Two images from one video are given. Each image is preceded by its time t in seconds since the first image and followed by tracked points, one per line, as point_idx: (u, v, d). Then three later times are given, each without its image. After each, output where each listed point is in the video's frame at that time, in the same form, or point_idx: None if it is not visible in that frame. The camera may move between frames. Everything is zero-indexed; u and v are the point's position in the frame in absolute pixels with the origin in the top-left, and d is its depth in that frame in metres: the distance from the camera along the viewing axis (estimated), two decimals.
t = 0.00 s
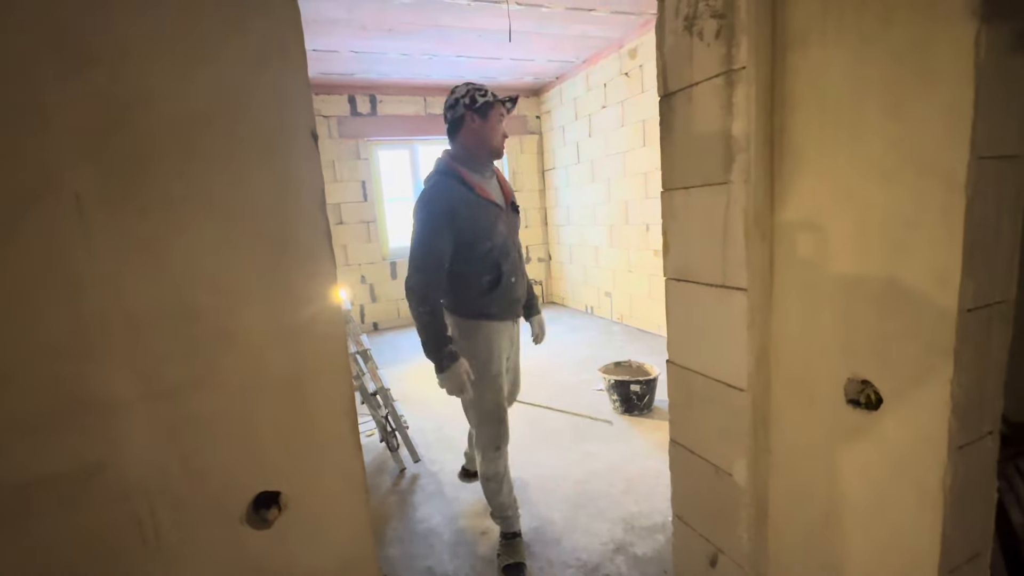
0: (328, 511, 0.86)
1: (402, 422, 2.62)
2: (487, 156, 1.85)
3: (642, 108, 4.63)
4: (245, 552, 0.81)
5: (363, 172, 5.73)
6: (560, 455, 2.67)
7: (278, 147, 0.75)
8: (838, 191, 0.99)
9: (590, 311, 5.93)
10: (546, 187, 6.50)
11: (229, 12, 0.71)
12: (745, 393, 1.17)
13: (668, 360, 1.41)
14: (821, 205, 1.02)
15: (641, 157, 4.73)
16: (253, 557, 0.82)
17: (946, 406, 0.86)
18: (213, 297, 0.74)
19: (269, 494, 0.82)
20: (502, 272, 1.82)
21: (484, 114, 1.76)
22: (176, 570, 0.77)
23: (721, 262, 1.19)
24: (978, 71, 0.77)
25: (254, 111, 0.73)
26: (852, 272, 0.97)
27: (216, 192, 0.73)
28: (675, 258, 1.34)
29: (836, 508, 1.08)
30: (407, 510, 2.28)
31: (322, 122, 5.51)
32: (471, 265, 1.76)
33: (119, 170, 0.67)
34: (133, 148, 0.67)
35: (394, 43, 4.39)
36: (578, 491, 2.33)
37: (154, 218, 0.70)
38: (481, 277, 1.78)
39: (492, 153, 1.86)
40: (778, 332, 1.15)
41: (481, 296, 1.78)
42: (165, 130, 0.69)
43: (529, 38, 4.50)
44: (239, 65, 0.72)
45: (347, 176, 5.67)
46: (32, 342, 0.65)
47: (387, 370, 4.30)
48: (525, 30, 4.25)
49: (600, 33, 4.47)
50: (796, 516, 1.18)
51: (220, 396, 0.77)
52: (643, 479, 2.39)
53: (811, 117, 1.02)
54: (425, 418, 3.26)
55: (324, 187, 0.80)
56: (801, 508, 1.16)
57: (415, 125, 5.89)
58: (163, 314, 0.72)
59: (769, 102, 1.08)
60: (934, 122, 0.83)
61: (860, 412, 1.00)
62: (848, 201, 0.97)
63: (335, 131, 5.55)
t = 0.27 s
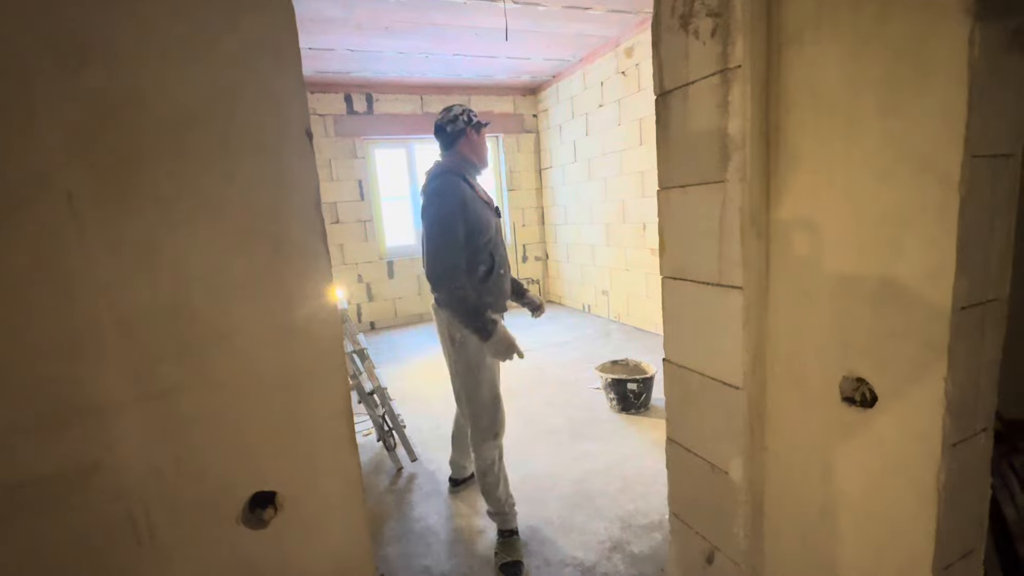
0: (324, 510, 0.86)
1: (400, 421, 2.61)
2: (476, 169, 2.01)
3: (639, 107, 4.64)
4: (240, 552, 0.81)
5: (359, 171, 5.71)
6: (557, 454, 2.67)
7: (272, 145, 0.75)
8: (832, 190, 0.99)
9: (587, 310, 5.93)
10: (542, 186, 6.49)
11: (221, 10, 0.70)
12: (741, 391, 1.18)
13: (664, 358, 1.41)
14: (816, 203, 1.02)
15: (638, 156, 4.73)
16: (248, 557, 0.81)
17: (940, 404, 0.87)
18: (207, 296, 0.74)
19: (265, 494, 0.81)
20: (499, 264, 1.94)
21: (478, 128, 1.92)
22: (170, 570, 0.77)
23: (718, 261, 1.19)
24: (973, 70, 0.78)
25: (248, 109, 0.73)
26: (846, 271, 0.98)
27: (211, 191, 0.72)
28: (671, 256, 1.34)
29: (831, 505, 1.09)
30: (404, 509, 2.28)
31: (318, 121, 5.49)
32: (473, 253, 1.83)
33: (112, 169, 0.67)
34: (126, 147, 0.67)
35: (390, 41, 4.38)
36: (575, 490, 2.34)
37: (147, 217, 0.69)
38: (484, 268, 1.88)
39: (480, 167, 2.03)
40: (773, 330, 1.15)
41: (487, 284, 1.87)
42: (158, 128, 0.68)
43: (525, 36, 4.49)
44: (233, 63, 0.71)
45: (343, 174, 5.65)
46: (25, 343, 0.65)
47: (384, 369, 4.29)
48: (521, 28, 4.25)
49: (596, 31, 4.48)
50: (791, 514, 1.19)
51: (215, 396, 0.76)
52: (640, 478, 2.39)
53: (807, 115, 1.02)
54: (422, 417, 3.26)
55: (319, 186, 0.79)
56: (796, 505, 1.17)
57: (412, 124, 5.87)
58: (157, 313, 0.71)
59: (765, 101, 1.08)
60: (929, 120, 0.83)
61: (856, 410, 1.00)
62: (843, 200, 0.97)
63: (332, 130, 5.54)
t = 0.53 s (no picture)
0: (319, 511, 0.86)
1: (396, 420, 2.60)
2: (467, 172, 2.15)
3: (635, 105, 4.64)
4: (233, 552, 0.80)
5: (355, 169, 5.69)
6: (553, 452, 2.68)
7: (265, 142, 0.74)
8: (828, 187, 0.99)
9: (583, 308, 5.94)
10: (539, 184, 6.49)
11: (211, 4, 0.69)
12: (736, 389, 1.18)
13: (661, 356, 1.41)
14: (811, 201, 1.02)
15: (634, 154, 4.74)
16: (241, 558, 0.81)
17: (934, 401, 0.87)
18: (201, 295, 0.73)
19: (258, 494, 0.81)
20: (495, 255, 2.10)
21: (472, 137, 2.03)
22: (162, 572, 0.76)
23: (713, 259, 1.19)
24: (967, 67, 0.77)
25: (241, 106, 0.72)
26: (841, 268, 0.98)
27: (204, 189, 0.72)
28: (667, 254, 1.34)
29: (826, 502, 1.09)
30: (400, 508, 2.28)
31: (313, 119, 5.47)
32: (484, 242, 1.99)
33: (103, 166, 0.66)
34: (118, 145, 0.66)
35: (386, 39, 4.36)
36: (572, 488, 2.34)
37: (139, 215, 0.68)
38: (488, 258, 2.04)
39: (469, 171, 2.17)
40: (769, 327, 1.15)
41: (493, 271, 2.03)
42: (150, 125, 0.67)
43: (521, 34, 4.48)
44: (226, 60, 0.71)
45: (339, 173, 5.63)
46: (14, 344, 0.64)
47: (380, 368, 4.28)
48: (517, 26, 4.24)
49: (592, 29, 4.47)
50: (787, 511, 1.19)
51: (209, 397, 0.76)
52: (637, 476, 2.40)
53: (802, 112, 1.02)
54: (419, 416, 3.25)
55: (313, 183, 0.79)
56: (792, 502, 1.17)
57: (408, 122, 5.85)
58: (150, 313, 0.71)
59: (761, 98, 1.08)
60: (924, 116, 0.83)
61: (851, 407, 1.00)
62: (838, 197, 0.97)
63: (327, 128, 5.51)
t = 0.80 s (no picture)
0: (308, 511, 0.84)
1: (389, 418, 2.58)
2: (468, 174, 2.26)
3: (629, 101, 4.63)
4: (219, 555, 0.79)
5: (348, 165, 5.65)
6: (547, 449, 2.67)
7: (248, 135, 0.73)
8: (821, 182, 0.98)
9: (578, 305, 5.93)
10: (533, 181, 6.47)
11: None
12: (729, 385, 1.17)
13: (654, 353, 1.41)
14: (804, 196, 1.02)
15: (629, 150, 4.73)
16: (228, 560, 0.79)
17: (927, 396, 0.86)
18: (183, 292, 0.71)
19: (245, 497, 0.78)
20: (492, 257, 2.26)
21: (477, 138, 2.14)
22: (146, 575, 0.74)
23: (707, 255, 1.18)
24: (961, 59, 0.77)
25: (220, 96, 0.70)
26: (834, 263, 0.97)
27: (184, 183, 0.70)
28: (661, 249, 1.33)
29: (820, 498, 1.09)
30: (394, 506, 2.27)
31: (306, 115, 5.42)
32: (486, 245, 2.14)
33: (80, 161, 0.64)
34: (94, 136, 0.64)
35: (378, 34, 4.32)
36: (566, 484, 2.34)
37: (118, 209, 0.67)
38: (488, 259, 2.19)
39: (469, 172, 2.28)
40: (762, 324, 1.14)
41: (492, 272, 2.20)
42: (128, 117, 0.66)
43: (514, 29, 4.45)
44: (207, 50, 0.69)
45: (332, 169, 5.59)
46: None
47: (374, 366, 4.26)
48: (510, 21, 4.21)
49: (586, 24, 4.45)
50: (780, 506, 1.19)
51: (193, 397, 0.74)
52: (631, 472, 2.40)
53: (796, 106, 1.01)
54: (413, 414, 3.23)
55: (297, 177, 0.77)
56: (785, 499, 1.17)
57: (401, 118, 5.81)
58: (130, 311, 0.68)
59: (754, 91, 1.07)
60: (917, 108, 0.82)
61: (844, 403, 1.00)
62: (833, 192, 0.96)
63: (319, 124, 5.47)
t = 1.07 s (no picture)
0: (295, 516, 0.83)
1: (383, 419, 2.56)
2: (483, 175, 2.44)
3: (623, 99, 4.62)
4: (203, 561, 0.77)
5: (341, 164, 5.61)
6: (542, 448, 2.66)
7: (229, 134, 0.73)
8: (813, 180, 0.97)
9: (573, 304, 5.92)
10: (528, 179, 6.45)
11: None
12: (724, 385, 1.16)
13: (648, 352, 1.40)
14: (798, 194, 1.01)
15: (623, 148, 4.72)
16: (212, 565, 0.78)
17: (922, 396, 0.85)
18: (166, 286, 0.73)
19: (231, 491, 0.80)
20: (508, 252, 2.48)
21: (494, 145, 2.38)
22: None
23: (701, 254, 1.17)
24: (957, 55, 0.76)
25: (201, 93, 0.71)
26: (829, 262, 0.96)
27: (166, 180, 0.71)
28: (654, 248, 1.32)
29: (814, 498, 1.08)
30: (388, 507, 2.25)
31: (298, 113, 5.38)
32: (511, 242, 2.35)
33: (65, 159, 0.66)
34: (80, 134, 0.66)
35: (371, 31, 4.28)
36: (561, 484, 2.33)
37: (104, 205, 0.69)
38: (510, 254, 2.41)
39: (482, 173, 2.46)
40: (756, 323, 1.13)
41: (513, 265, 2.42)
42: (112, 115, 0.68)
43: (508, 26, 4.43)
44: (188, 47, 0.70)
45: (325, 168, 5.55)
46: None
47: (368, 365, 4.24)
48: (504, 18, 4.19)
49: (580, 21, 4.43)
50: (775, 507, 1.18)
51: (176, 391, 0.75)
52: (626, 471, 2.39)
53: (789, 103, 1.00)
54: (407, 414, 3.22)
55: (280, 172, 0.78)
56: (779, 499, 1.16)
57: (395, 116, 5.78)
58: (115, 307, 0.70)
59: (747, 88, 1.06)
60: (910, 105, 0.82)
61: (838, 403, 0.99)
62: (826, 190, 0.96)
63: (312, 123, 5.43)
